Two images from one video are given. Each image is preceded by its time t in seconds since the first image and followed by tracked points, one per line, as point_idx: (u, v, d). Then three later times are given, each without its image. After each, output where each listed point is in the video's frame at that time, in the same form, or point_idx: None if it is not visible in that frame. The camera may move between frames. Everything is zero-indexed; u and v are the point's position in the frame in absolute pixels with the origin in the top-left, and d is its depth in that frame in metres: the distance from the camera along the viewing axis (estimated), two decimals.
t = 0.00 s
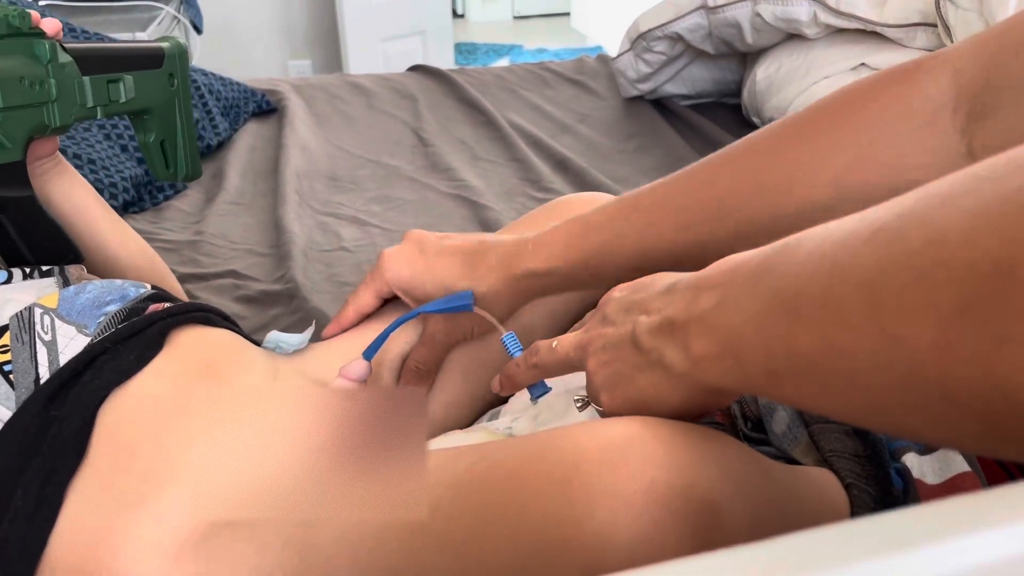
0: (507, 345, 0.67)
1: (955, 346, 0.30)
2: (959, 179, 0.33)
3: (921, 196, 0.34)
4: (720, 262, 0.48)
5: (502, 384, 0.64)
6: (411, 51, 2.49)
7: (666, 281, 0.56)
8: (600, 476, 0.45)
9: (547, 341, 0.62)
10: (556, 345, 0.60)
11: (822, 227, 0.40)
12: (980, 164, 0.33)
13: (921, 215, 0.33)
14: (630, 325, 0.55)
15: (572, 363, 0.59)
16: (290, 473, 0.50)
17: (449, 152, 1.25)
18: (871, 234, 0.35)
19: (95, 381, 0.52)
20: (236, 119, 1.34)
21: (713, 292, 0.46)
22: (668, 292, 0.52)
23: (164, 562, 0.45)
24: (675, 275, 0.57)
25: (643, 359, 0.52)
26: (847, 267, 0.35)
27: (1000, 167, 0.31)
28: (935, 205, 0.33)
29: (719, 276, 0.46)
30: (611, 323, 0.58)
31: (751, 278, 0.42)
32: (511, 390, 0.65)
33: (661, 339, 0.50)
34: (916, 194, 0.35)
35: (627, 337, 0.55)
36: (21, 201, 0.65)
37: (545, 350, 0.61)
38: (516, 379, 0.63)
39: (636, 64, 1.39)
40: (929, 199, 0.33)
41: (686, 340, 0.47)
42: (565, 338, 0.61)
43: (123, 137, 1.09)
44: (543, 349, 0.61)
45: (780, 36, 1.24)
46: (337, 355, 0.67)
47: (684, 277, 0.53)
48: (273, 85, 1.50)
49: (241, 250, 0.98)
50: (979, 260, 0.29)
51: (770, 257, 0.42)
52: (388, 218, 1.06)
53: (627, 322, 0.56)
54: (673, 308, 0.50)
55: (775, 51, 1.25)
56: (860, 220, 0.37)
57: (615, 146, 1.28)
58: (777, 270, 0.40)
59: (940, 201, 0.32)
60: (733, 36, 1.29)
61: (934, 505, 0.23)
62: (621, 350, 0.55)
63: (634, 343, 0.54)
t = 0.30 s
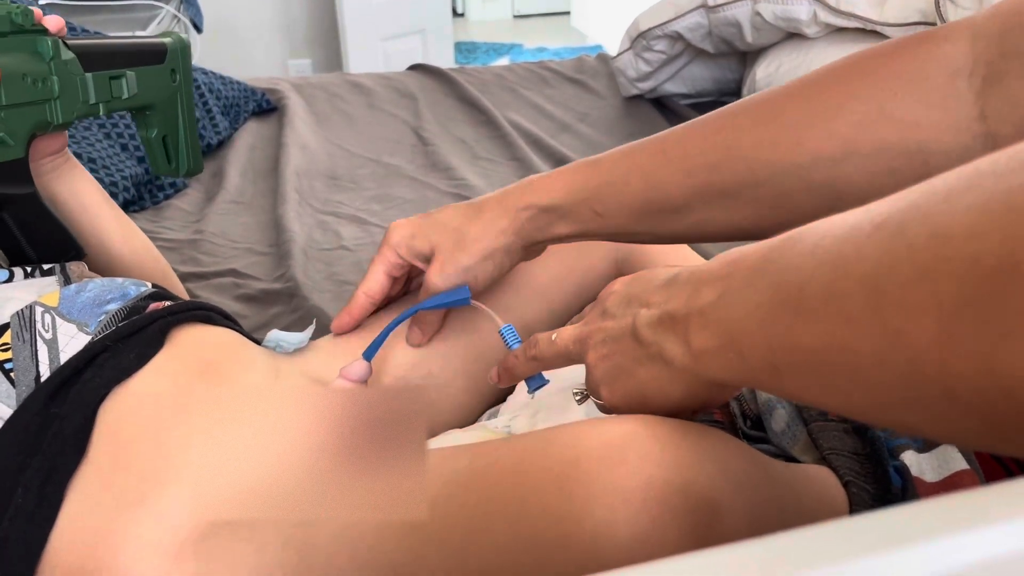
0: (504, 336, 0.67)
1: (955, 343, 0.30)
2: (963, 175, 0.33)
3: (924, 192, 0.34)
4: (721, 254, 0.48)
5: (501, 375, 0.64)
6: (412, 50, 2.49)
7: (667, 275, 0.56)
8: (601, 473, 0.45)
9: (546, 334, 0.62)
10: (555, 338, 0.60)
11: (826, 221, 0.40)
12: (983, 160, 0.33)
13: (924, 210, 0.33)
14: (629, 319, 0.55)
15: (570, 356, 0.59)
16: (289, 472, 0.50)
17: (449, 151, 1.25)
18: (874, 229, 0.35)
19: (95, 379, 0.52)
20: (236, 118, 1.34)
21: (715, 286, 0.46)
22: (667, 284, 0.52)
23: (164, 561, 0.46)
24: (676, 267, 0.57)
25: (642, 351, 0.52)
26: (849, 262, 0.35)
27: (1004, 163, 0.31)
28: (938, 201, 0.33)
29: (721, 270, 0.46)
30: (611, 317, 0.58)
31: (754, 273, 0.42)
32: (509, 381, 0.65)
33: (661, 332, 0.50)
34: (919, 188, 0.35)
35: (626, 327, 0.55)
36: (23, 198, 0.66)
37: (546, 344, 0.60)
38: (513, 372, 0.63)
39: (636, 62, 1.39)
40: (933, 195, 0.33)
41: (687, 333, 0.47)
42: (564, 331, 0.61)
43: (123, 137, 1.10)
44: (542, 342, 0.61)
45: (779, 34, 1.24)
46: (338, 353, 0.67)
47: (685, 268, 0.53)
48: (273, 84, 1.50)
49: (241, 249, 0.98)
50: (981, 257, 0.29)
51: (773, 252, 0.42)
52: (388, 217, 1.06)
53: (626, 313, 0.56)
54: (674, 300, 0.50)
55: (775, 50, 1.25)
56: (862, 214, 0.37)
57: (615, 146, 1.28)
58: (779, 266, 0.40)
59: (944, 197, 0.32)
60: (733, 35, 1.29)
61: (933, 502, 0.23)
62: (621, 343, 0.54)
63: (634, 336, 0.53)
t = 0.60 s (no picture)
0: (504, 343, 0.66)
1: (955, 344, 0.30)
2: (961, 177, 0.33)
3: (923, 195, 0.34)
4: (717, 261, 0.48)
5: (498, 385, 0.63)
6: (411, 49, 2.49)
7: (665, 281, 0.56)
8: (600, 473, 0.45)
9: (546, 341, 0.62)
10: (553, 345, 0.60)
11: (824, 226, 0.40)
12: (982, 162, 0.33)
13: (923, 212, 0.33)
14: (628, 325, 0.55)
15: (569, 363, 0.59)
16: (289, 472, 0.50)
17: (449, 150, 1.25)
18: (873, 232, 0.35)
19: (95, 380, 0.52)
20: (236, 117, 1.34)
21: (714, 291, 0.46)
22: (668, 291, 0.52)
23: (164, 561, 0.46)
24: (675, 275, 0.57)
25: (641, 358, 0.52)
26: (848, 265, 0.35)
27: (1003, 165, 0.31)
28: (937, 203, 0.33)
29: (721, 275, 0.46)
30: (609, 323, 0.58)
31: (752, 276, 0.42)
32: (508, 389, 0.64)
33: (662, 338, 0.50)
34: (918, 191, 0.35)
35: (625, 336, 0.55)
36: (27, 199, 0.65)
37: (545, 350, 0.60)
38: (512, 378, 0.62)
39: (636, 61, 1.39)
40: (932, 197, 0.33)
41: (686, 339, 0.47)
42: (563, 337, 0.61)
43: (123, 136, 1.09)
44: (541, 349, 0.61)
45: (780, 34, 1.24)
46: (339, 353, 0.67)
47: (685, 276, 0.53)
48: (274, 83, 1.50)
49: (241, 248, 0.98)
50: (979, 257, 0.29)
51: (772, 256, 0.42)
52: (388, 216, 1.06)
53: (625, 321, 0.56)
54: (675, 307, 0.50)
55: (775, 49, 1.25)
56: (861, 218, 0.37)
57: (615, 145, 1.28)
58: (778, 269, 0.40)
59: (943, 199, 0.32)
60: (733, 34, 1.29)
61: (933, 503, 0.23)
62: (619, 351, 0.55)
63: (633, 342, 0.54)
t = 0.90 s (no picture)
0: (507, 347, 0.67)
1: (955, 345, 0.30)
2: (962, 180, 0.33)
3: (924, 197, 0.34)
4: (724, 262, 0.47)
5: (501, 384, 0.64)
6: (411, 49, 2.49)
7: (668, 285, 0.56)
8: (601, 474, 0.45)
9: (549, 343, 0.62)
10: (558, 347, 0.60)
11: (825, 229, 0.40)
12: (983, 165, 0.33)
13: (924, 215, 0.33)
14: (632, 328, 0.55)
15: (573, 365, 0.59)
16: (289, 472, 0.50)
17: (449, 150, 1.25)
18: (874, 234, 0.35)
19: (95, 381, 0.52)
20: (236, 117, 1.34)
21: (715, 293, 0.45)
22: (670, 295, 0.52)
23: (164, 561, 0.46)
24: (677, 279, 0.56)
25: (643, 360, 0.52)
26: (849, 267, 0.35)
27: (1005, 167, 0.31)
28: (938, 205, 0.33)
29: (722, 278, 0.46)
30: (614, 325, 0.58)
31: (753, 279, 0.42)
32: (510, 390, 0.65)
33: (664, 341, 0.50)
34: (919, 194, 0.35)
35: (626, 339, 0.55)
36: (31, 202, 0.65)
37: (550, 351, 0.60)
38: (514, 380, 0.63)
39: (636, 61, 1.39)
40: (933, 200, 0.33)
41: (688, 342, 0.47)
42: (567, 340, 0.61)
43: (123, 136, 1.09)
44: (543, 351, 0.61)
45: (780, 34, 1.24)
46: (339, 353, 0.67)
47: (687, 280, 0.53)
48: (274, 83, 1.50)
49: (241, 248, 0.98)
50: (980, 259, 0.29)
51: (773, 259, 0.42)
52: (388, 216, 1.06)
53: (628, 324, 0.56)
54: (675, 309, 0.49)
55: (775, 49, 1.25)
56: (862, 221, 0.37)
57: (615, 145, 1.27)
58: (779, 271, 0.40)
59: (944, 202, 0.32)
60: (733, 33, 1.29)
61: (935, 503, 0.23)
62: (622, 353, 0.55)
63: (635, 345, 0.53)
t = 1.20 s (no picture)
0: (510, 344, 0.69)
1: (955, 346, 0.30)
2: (966, 182, 0.33)
3: (926, 199, 0.34)
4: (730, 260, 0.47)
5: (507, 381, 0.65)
6: (411, 49, 2.49)
7: (670, 286, 0.56)
8: (601, 475, 0.45)
9: (552, 342, 0.63)
10: (561, 346, 0.61)
11: (827, 230, 0.40)
12: (985, 166, 0.33)
13: (926, 216, 0.33)
14: (634, 327, 0.55)
15: (575, 364, 0.60)
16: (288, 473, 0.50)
17: (449, 151, 1.25)
18: (874, 234, 0.35)
19: (94, 383, 0.52)
20: (236, 117, 1.34)
21: (717, 292, 0.45)
22: (671, 295, 0.52)
23: (164, 562, 0.46)
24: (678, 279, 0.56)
25: (646, 359, 0.52)
26: (851, 265, 0.35)
27: (1006, 171, 0.31)
28: (938, 208, 0.32)
29: (724, 279, 0.45)
30: (615, 325, 0.58)
31: (755, 279, 0.42)
32: (513, 388, 0.66)
33: (667, 341, 0.50)
34: (921, 196, 0.35)
35: (630, 338, 0.54)
36: (35, 204, 0.65)
37: (554, 350, 0.61)
38: (518, 379, 0.64)
39: (636, 61, 1.39)
40: (932, 202, 0.33)
41: (690, 342, 0.47)
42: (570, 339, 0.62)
43: (123, 136, 1.09)
44: (547, 349, 0.62)
45: (780, 34, 1.24)
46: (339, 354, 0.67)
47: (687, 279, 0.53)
48: (274, 83, 1.50)
49: (241, 248, 0.98)
50: (980, 260, 0.29)
51: (774, 259, 0.41)
52: (388, 216, 1.06)
53: (632, 323, 0.56)
54: (678, 307, 0.49)
55: (775, 49, 1.25)
56: (865, 222, 0.37)
57: (615, 145, 1.27)
58: (780, 272, 0.40)
59: (944, 204, 0.32)
60: (734, 34, 1.29)
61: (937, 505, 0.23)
62: (626, 354, 0.55)
63: (638, 346, 0.53)
